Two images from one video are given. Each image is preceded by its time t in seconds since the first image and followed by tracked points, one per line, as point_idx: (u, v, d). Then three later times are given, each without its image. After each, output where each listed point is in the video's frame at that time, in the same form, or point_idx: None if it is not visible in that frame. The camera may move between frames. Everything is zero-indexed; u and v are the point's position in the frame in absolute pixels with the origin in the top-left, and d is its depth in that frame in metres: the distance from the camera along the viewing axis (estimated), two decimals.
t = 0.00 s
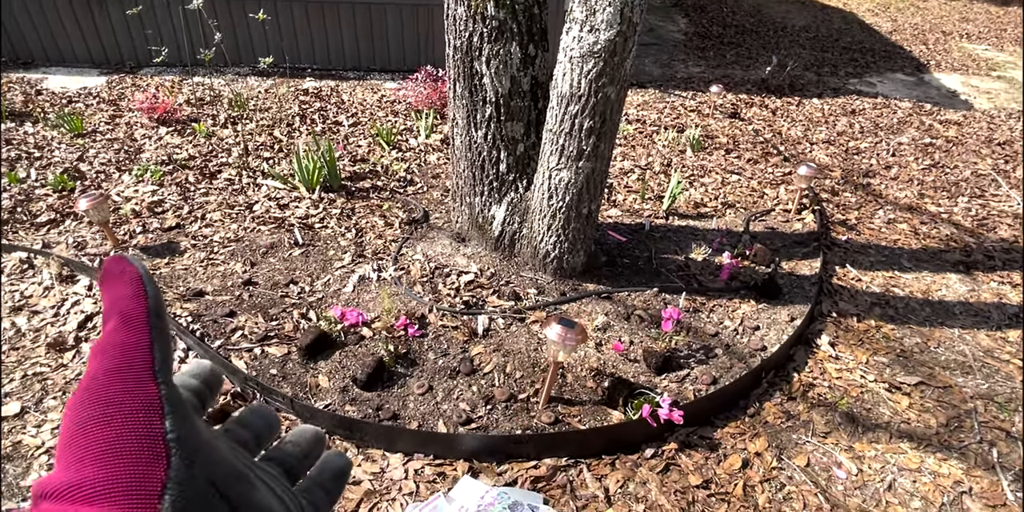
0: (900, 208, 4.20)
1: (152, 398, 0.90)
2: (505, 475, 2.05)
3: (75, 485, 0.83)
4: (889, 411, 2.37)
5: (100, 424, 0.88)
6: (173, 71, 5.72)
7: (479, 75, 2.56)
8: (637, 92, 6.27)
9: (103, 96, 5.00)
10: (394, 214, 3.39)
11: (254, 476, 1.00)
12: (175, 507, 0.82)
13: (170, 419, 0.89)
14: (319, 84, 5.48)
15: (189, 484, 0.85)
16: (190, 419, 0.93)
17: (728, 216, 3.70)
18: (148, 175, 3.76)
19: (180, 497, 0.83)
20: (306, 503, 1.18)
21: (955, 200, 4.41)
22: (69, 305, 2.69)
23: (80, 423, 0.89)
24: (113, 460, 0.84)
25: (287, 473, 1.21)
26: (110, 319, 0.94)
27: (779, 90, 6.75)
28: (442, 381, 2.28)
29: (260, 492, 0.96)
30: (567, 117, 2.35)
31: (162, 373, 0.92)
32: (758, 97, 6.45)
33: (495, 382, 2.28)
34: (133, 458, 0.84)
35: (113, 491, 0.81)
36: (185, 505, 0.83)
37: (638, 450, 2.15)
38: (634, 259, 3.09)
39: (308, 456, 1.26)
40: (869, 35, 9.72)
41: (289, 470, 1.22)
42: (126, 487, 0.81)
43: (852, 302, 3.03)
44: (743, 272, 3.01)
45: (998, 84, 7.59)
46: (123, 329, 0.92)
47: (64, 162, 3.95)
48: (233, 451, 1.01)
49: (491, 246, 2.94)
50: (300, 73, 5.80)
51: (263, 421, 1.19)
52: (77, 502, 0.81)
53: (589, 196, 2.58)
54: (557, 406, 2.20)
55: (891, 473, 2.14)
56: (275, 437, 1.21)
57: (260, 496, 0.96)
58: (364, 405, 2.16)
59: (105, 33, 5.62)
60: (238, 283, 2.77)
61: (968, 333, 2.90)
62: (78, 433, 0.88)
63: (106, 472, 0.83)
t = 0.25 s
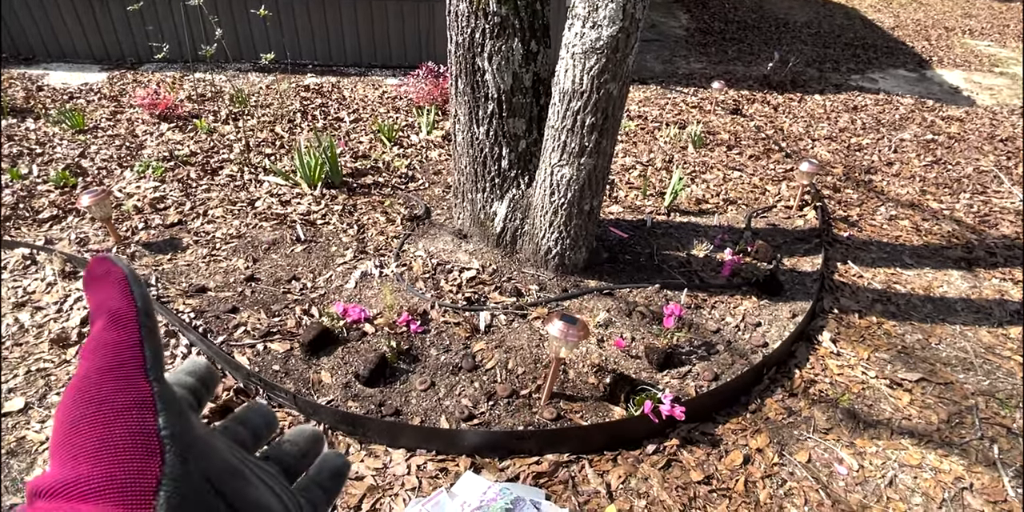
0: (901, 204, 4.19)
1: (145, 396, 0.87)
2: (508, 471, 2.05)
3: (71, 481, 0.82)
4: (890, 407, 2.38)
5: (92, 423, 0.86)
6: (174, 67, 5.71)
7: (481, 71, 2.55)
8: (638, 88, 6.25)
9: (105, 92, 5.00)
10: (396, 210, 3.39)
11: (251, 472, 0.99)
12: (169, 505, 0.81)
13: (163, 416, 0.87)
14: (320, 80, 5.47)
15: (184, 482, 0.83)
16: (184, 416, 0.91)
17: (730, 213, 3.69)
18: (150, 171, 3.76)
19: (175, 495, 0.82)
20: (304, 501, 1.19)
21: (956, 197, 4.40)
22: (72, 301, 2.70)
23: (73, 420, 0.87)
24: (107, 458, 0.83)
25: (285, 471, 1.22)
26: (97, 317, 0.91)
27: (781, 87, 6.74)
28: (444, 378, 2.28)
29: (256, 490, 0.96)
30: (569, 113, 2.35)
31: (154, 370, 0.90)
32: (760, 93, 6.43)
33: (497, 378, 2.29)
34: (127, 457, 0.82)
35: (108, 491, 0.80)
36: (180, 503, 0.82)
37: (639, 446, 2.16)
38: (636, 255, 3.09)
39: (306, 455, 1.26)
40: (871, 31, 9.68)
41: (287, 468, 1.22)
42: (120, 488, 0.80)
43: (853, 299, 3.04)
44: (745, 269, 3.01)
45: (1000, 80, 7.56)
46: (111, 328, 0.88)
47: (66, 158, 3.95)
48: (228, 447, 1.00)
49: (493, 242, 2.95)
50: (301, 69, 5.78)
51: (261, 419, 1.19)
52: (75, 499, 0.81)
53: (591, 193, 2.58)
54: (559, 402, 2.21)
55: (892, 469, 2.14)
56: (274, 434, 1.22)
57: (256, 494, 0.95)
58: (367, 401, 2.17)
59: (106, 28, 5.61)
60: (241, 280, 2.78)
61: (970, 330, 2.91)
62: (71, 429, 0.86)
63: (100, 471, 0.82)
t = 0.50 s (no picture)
0: (903, 201, 4.18)
1: (135, 393, 0.86)
2: (509, 467, 2.06)
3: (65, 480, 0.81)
4: (891, 404, 2.38)
5: (82, 423, 0.85)
6: (175, 63, 5.70)
7: (483, 67, 2.55)
8: (640, 84, 6.23)
9: (106, 89, 5.00)
10: (397, 206, 3.39)
11: (248, 473, 0.99)
12: (164, 501, 0.80)
13: (156, 413, 0.86)
14: (321, 77, 5.46)
15: (178, 478, 0.83)
16: (177, 414, 0.90)
17: (731, 209, 3.69)
18: (151, 167, 3.76)
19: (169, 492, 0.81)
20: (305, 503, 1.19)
21: (958, 193, 4.39)
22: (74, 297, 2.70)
23: (62, 424, 0.86)
24: (101, 455, 0.82)
25: (286, 474, 1.21)
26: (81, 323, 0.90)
27: (783, 83, 6.71)
28: (446, 374, 2.28)
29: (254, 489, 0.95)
30: (571, 109, 2.35)
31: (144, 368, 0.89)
32: (762, 89, 6.41)
33: (498, 374, 2.29)
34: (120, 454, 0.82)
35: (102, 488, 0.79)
36: (174, 499, 0.81)
37: (641, 442, 2.16)
38: (638, 252, 3.08)
39: (306, 458, 1.26)
40: (873, 27, 9.64)
41: (287, 471, 1.22)
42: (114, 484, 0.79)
43: (855, 295, 3.03)
44: (747, 265, 3.00)
45: (1002, 76, 7.53)
46: (97, 334, 0.87)
47: (67, 154, 3.95)
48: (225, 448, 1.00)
49: (494, 239, 2.94)
50: (302, 65, 5.77)
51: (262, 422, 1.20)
52: (68, 497, 0.79)
53: (592, 189, 2.57)
54: (560, 398, 2.21)
55: (893, 466, 2.14)
56: (274, 437, 1.22)
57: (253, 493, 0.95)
58: (368, 397, 2.17)
59: (107, 25, 5.61)
60: (242, 276, 2.78)
61: (971, 326, 2.90)
62: (62, 432, 0.85)
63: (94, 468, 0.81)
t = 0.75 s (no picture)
0: (906, 197, 4.17)
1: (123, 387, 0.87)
2: (512, 461, 2.06)
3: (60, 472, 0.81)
4: (894, 400, 2.38)
5: (76, 419, 0.85)
6: (177, 59, 5.70)
7: (486, 63, 2.54)
8: (642, 80, 6.22)
9: (108, 85, 4.99)
10: (399, 202, 3.39)
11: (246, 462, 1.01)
12: (163, 489, 0.80)
13: (149, 404, 0.87)
14: (323, 73, 5.46)
15: (176, 465, 0.83)
16: (171, 406, 0.91)
17: (734, 205, 3.68)
18: (154, 163, 3.76)
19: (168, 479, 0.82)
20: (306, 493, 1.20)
21: (962, 189, 4.37)
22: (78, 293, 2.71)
23: (54, 425, 0.86)
24: (95, 446, 0.82)
25: (286, 466, 1.22)
26: (60, 334, 0.93)
27: (786, 79, 6.69)
28: (449, 369, 2.29)
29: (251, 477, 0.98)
30: (573, 104, 2.34)
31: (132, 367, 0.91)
32: (764, 85, 6.39)
33: (501, 370, 2.30)
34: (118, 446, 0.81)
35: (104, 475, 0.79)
36: (173, 486, 0.82)
37: (643, 437, 2.16)
38: (640, 248, 3.08)
39: (304, 451, 1.27)
40: (877, 23, 9.60)
41: (287, 462, 1.23)
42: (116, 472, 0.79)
43: (858, 292, 3.03)
44: (749, 261, 3.00)
45: (1006, 72, 7.49)
46: (81, 339, 0.91)
47: (70, 150, 3.95)
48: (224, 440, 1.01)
49: (497, 235, 2.95)
50: (304, 61, 5.76)
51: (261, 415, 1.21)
52: (67, 489, 0.78)
53: (595, 185, 2.57)
54: (563, 394, 2.22)
55: (896, 461, 2.14)
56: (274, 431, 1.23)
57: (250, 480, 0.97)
58: (371, 392, 2.18)
59: (109, 21, 5.60)
60: (245, 271, 2.78)
61: (974, 322, 2.90)
62: (57, 428, 0.85)
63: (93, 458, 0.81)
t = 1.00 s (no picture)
0: (909, 194, 4.16)
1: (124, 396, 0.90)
2: (515, 458, 2.07)
3: (70, 478, 0.84)
4: (897, 397, 2.38)
5: (81, 425, 0.87)
6: (180, 56, 5.70)
7: (488, 60, 2.54)
8: (645, 77, 6.20)
9: (111, 82, 5.00)
10: (402, 199, 3.39)
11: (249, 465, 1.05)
12: (168, 494, 0.84)
13: (152, 410, 0.90)
14: (326, 70, 5.45)
15: (182, 471, 0.87)
16: (175, 412, 0.94)
17: (737, 202, 3.68)
18: (158, 160, 3.77)
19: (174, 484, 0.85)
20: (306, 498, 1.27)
21: (966, 187, 4.36)
22: (82, 289, 2.72)
23: (59, 434, 0.88)
24: (103, 452, 0.85)
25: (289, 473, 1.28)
26: (61, 346, 0.96)
27: (789, 76, 6.67)
28: (451, 366, 2.30)
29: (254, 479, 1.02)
30: (576, 101, 2.34)
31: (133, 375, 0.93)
32: (768, 82, 6.37)
33: (503, 366, 2.30)
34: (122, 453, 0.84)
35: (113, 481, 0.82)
36: (178, 492, 0.86)
37: (645, 434, 2.17)
38: (643, 245, 3.08)
39: (306, 456, 1.33)
40: (881, 19, 9.55)
41: (291, 469, 1.28)
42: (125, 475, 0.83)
43: (861, 289, 3.03)
44: (752, 259, 3.00)
45: (1011, 69, 7.45)
46: (80, 350, 0.94)
47: (74, 147, 3.96)
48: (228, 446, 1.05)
49: (499, 232, 2.95)
50: (306, 58, 5.76)
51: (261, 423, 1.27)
52: (76, 493, 0.82)
53: (598, 182, 2.57)
54: (566, 390, 2.22)
55: (898, 458, 2.15)
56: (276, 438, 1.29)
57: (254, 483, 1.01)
58: (374, 389, 2.19)
59: (112, 18, 5.61)
60: (248, 268, 2.79)
61: (977, 320, 2.89)
62: (61, 437, 0.88)
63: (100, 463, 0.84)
